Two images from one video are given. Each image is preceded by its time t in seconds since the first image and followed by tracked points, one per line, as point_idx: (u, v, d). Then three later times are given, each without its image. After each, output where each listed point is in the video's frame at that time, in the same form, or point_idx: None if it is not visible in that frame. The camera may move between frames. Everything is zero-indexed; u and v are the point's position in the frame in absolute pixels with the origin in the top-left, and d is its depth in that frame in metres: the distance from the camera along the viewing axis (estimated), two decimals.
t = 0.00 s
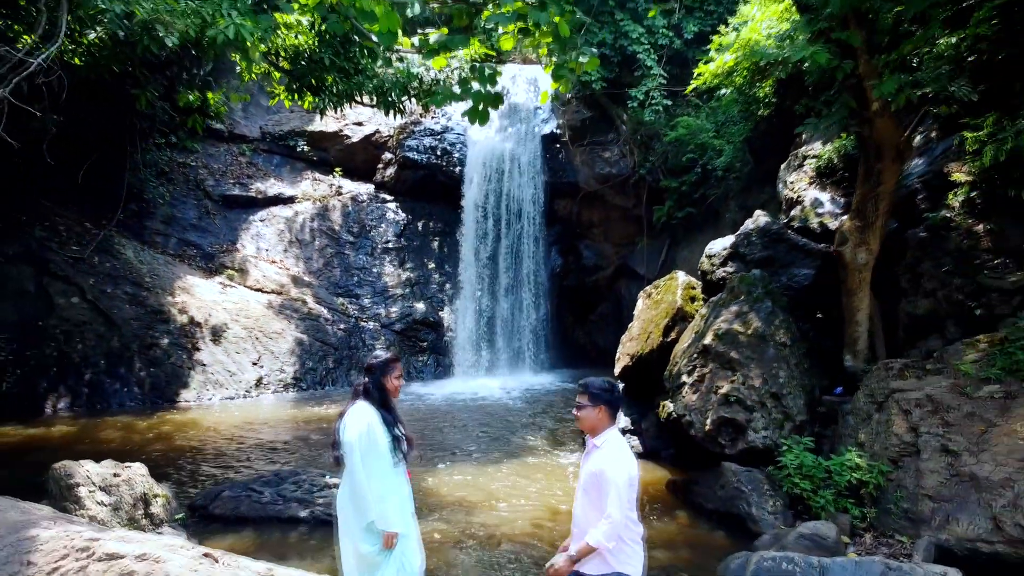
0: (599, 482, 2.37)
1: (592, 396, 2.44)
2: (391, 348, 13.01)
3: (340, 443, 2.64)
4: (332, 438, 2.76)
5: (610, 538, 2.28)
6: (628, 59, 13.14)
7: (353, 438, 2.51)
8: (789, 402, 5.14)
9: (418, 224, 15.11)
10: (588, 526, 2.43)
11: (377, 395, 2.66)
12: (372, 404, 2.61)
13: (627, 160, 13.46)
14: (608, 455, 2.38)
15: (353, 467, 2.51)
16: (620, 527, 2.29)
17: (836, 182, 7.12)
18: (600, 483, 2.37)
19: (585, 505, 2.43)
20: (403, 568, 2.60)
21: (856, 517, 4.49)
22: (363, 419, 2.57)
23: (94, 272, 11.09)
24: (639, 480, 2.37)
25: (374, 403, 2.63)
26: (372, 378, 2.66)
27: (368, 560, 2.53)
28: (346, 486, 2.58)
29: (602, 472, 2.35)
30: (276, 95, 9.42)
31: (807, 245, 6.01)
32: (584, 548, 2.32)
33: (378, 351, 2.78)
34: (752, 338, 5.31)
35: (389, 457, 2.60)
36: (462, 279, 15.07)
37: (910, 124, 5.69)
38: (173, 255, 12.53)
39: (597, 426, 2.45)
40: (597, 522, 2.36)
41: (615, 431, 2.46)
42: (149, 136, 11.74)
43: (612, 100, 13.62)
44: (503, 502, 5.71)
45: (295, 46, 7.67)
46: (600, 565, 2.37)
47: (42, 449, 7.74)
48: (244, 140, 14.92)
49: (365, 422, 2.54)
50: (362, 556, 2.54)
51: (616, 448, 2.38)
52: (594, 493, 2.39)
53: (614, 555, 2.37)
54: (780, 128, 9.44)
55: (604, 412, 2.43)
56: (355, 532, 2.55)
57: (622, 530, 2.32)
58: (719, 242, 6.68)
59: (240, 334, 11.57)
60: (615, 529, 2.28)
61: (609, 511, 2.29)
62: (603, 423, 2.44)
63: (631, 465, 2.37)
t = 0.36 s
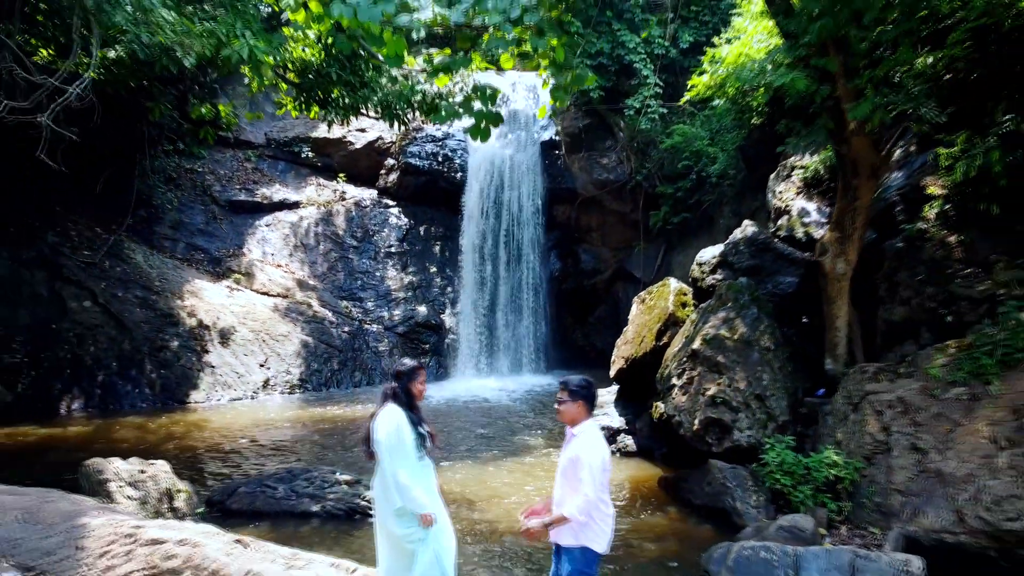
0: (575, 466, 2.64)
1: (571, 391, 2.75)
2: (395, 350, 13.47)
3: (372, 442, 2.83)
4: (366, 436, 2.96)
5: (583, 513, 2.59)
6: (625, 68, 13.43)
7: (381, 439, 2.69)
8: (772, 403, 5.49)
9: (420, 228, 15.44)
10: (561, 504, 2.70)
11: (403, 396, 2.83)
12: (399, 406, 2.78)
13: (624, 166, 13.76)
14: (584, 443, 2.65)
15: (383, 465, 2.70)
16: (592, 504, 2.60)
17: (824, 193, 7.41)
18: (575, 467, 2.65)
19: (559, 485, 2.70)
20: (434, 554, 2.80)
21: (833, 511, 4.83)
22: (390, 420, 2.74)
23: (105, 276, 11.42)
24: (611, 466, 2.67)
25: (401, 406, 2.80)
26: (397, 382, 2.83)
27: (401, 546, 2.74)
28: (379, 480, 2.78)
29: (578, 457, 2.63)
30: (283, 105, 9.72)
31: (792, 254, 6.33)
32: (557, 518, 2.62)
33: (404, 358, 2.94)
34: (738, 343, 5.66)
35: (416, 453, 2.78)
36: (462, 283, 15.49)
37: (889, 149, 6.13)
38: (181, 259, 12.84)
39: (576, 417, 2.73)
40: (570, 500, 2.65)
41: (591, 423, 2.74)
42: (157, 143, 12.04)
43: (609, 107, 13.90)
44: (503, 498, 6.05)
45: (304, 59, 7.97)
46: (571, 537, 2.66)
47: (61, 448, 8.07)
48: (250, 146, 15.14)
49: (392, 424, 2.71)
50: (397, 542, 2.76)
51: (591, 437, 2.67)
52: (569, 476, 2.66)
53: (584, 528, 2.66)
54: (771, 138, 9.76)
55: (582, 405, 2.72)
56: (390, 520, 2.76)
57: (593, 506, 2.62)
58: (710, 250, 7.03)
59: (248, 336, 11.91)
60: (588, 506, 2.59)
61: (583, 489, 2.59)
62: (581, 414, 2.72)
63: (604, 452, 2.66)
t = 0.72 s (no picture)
0: (558, 459, 2.98)
1: (557, 393, 3.06)
2: (398, 353, 13.76)
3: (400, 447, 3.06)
4: (395, 440, 3.19)
5: (563, 498, 2.94)
6: (622, 77, 13.74)
7: (406, 446, 2.91)
8: (757, 405, 5.81)
9: (421, 234, 15.79)
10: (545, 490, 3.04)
11: (427, 406, 3.02)
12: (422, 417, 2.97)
13: (622, 173, 14.06)
14: (567, 439, 2.98)
15: (409, 469, 2.93)
16: (572, 492, 2.94)
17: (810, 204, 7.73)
18: (558, 459, 2.98)
19: (544, 473, 3.04)
20: (455, 550, 3.02)
21: (813, 507, 5.15)
22: (414, 428, 2.95)
23: (116, 281, 11.75)
24: (591, 459, 2.99)
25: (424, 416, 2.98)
26: (420, 394, 3.02)
27: (425, 544, 2.97)
28: (406, 482, 3.01)
29: (561, 451, 2.96)
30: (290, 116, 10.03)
31: (778, 263, 6.69)
32: (540, 500, 2.96)
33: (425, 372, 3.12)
34: (725, 348, 6.00)
35: (439, 458, 2.99)
36: (463, 287, 15.85)
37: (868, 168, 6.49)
38: (189, 264, 13.16)
39: (560, 417, 3.05)
40: (553, 487, 2.99)
41: (575, 421, 3.05)
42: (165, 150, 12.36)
43: (607, 115, 14.22)
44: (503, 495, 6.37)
45: (311, 74, 8.30)
46: (553, 518, 3.00)
47: (79, 447, 8.41)
48: (255, 153, 15.60)
49: (415, 433, 2.91)
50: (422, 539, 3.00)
51: (574, 434, 2.99)
52: (553, 466, 3.00)
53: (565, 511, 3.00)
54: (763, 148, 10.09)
55: (565, 406, 3.03)
56: (415, 520, 2.99)
57: (572, 494, 2.95)
58: (700, 259, 7.35)
59: (255, 339, 12.25)
60: (569, 492, 2.93)
61: (565, 479, 2.94)
62: (565, 414, 3.04)
63: (585, 447, 2.98)
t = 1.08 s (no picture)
0: (546, 455, 3.31)
1: (546, 396, 3.39)
2: (400, 355, 14.11)
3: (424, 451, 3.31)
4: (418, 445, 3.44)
5: (551, 488, 3.26)
6: (620, 86, 14.06)
7: (430, 449, 3.17)
8: (743, 408, 6.15)
9: (424, 239, 16.24)
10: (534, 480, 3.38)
11: (447, 413, 3.28)
12: (444, 422, 3.23)
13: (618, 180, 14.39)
14: (555, 438, 3.31)
15: (433, 470, 3.18)
16: (558, 484, 3.26)
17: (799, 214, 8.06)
18: (546, 455, 3.31)
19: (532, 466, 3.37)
20: (474, 545, 3.27)
21: (795, 504, 5.49)
22: (437, 433, 3.21)
23: (127, 286, 12.09)
24: (575, 456, 3.33)
25: (447, 422, 3.25)
26: (443, 402, 3.28)
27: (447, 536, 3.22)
28: (429, 481, 3.25)
29: (549, 449, 3.29)
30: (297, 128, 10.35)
31: (765, 272, 7.06)
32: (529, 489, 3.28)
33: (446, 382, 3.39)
34: (714, 354, 6.36)
35: (460, 460, 3.24)
36: (465, 290, 16.23)
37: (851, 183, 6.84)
38: (197, 268, 13.48)
39: (549, 417, 3.38)
40: (541, 479, 3.31)
41: (562, 421, 3.39)
42: (173, 157, 12.67)
43: (605, 123, 14.54)
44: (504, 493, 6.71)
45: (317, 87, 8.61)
46: (539, 505, 3.33)
47: (96, 447, 8.73)
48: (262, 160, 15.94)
49: (439, 435, 3.18)
50: (444, 535, 3.23)
51: (561, 434, 3.33)
52: (540, 461, 3.33)
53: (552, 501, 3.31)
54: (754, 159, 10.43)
55: (553, 407, 3.36)
56: (438, 515, 3.23)
57: (558, 485, 3.27)
58: (692, 268, 7.69)
59: (262, 343, 12.59)
60: (556, 484, 3.25)
61: (553, 472, 3.25)
62: (553, 415, 3.37)
63: (570, 445, 3.31)
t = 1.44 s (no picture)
0: (536, 456, 3.61)
1: (535, 402, 3.66)
2: (403, 358, 14.60)
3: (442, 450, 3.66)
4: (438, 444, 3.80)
5: (542, 485, 3.57)
6: (618, 95, 14.37)
7: (449, 448, 3.52)
8: (731, 411, 6.50)
9: (425, 244, 16.46)
10: (523, 478, 3.66)
11: (464, 416, 3.63)
12: (462, 425, 3.59)
13: (615, 187, 14.74)
14: (544, 440, 3.61)
15: (450, 467, 3.54)
16: (549, 481, 3.58)
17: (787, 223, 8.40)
18: (536, 456, 3.61)
19: (522, 465, 3.66)
20: (486, 537, 3.61)
21: (778, 502, 5.84)
22: (455, 434, 3.56)
23: (137, 290, 12.41)
24: (562, 455, 3.66)
25: (463, 422, 3.61)
26: (460, 406, 3.62)
27: (462, 528, 3.56)
28: (447, 478, 3.61)
29: (539, 450, 3.59)
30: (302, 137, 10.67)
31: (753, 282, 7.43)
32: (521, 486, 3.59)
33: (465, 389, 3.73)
34: (703, 360, 6.71)
35: (475, 459, 3.59)
36: (466, 295, 16.51)
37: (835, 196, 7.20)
38: (204, 273, 13.81)
39: (537, 421, 3.67)
40: (531, 477, 3.62)
41: (547, 423, 3.69)
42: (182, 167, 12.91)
43: (603, 130, 14.86)
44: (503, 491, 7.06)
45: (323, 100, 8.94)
46: (529, 501, 3.65)
47: (112, 448, 9.09)
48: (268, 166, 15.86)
49: (456, 436, 3.54)
50: (459, 527, 3.58)
51: (550, 436, 3.63)
52: (531, 461, 3.63)
53: (541, 497, 3.63)
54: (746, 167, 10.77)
55: (542, 412, 3.64)
56: (456, 508, 3.59)
57: (548, 482, 3.60)
58: (684, 277, 8.07)
59: (268, 347, 12.93)
60: (547, 481, 3.58)
61: (544, 472, 3.56)
62: (542, 419, 3.65)
63: (558, 445, 3.64)
